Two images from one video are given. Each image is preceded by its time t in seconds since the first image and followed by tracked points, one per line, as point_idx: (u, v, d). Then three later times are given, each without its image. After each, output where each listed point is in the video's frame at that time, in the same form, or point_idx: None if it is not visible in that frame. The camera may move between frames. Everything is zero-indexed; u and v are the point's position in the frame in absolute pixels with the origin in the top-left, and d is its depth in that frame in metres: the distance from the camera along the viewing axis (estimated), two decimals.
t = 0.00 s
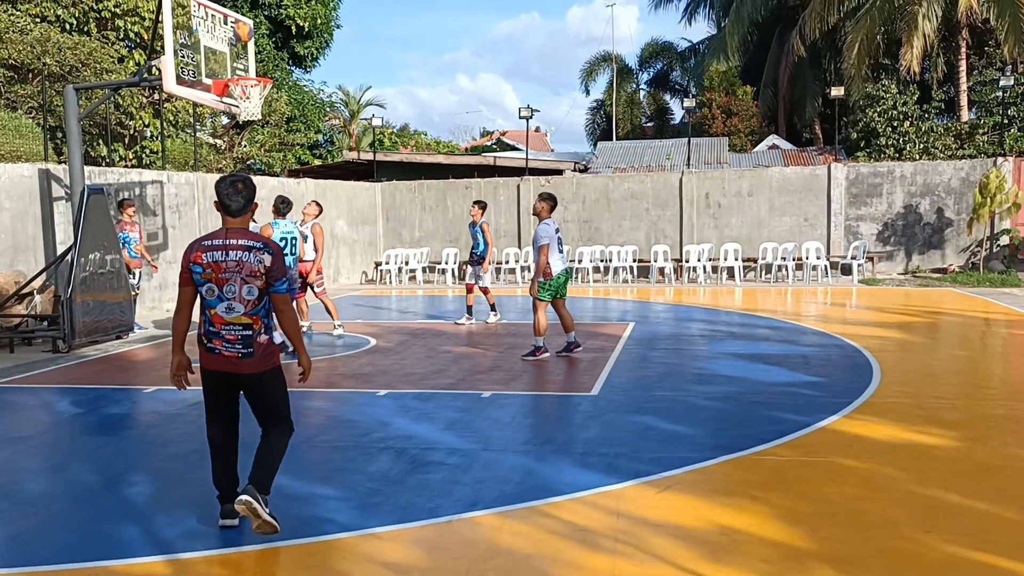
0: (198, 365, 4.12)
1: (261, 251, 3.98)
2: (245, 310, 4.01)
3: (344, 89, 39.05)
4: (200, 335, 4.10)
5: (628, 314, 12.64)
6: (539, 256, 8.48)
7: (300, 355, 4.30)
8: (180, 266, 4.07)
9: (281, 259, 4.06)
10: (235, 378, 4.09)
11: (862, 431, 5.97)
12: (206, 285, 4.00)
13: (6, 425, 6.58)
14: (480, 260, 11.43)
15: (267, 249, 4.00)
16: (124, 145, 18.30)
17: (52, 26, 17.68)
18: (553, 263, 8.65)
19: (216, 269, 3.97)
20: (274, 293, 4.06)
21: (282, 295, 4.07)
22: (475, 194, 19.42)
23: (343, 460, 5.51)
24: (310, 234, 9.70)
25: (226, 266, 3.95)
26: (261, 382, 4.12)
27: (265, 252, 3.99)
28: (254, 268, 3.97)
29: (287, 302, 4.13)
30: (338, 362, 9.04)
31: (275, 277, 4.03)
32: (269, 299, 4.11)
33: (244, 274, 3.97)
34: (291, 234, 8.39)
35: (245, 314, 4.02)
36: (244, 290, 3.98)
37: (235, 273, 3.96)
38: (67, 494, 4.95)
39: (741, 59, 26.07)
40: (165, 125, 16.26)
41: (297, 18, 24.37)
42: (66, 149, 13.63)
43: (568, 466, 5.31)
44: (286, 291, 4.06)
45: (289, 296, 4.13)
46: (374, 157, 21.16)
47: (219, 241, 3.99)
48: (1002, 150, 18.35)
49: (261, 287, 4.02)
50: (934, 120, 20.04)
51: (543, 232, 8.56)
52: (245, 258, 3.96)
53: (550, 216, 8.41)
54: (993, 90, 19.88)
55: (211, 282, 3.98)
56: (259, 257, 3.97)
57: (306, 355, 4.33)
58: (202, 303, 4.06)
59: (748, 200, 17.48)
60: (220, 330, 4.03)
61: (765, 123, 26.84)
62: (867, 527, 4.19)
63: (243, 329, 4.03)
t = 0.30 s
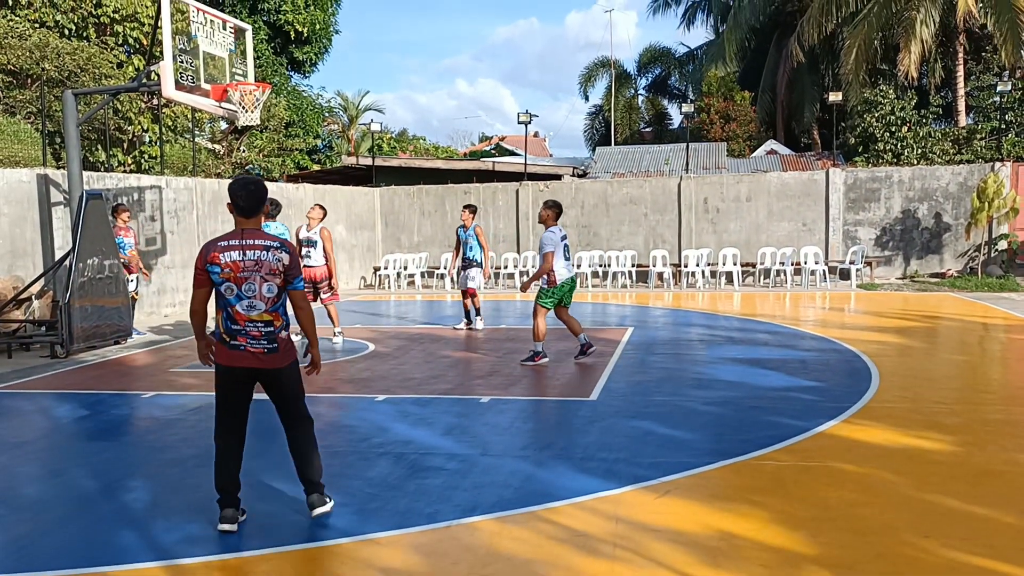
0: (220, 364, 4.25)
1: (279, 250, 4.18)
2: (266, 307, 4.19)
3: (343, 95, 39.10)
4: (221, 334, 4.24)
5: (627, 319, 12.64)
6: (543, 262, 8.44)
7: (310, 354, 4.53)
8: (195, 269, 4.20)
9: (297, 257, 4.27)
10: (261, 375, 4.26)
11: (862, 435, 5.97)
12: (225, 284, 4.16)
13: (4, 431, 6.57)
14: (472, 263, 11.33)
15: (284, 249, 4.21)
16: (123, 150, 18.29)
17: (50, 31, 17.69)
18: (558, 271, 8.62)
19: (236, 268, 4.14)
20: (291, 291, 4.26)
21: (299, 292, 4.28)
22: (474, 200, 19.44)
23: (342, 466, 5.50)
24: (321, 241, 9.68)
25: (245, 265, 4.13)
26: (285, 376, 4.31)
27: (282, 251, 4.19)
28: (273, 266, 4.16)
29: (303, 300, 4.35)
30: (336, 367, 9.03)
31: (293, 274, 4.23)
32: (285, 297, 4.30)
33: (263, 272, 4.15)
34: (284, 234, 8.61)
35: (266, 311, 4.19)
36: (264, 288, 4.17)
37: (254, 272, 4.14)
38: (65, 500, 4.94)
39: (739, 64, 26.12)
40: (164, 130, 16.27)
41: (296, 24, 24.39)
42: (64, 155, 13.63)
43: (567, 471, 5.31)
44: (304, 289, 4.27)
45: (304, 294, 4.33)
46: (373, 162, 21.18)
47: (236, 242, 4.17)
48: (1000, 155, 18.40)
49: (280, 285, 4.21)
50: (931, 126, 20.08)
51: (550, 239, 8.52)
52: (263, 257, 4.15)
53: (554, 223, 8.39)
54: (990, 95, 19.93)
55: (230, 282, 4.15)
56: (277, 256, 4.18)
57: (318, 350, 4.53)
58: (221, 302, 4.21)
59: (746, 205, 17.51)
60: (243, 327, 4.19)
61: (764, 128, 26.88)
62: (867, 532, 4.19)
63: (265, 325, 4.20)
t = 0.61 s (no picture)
0: (277, 369, 4.20)
1: (333, 256, 4.30)
2: (323, 310, 4.26)
3: (341, 99, 39.13)
4: (276, 338, 4.19)
5: (626, 323, 12.64)
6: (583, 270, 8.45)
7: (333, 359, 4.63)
8: (252, 272, 4.13)
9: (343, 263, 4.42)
10: (315, 376, 4.29)
11: (860, 440, 5.97)
12: (287, 287, 4.16)
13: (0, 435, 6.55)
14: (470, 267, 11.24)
15: (336, 254, 4.34)
16: (121, 154, 18.29)
17: (48, 35, 17.70)
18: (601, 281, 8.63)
19: (298, 272, 4.17)
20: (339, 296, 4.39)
21: (345, 298, 4.42)
22: (472, 204, 19.45)
23: (340, 471, 5.48)
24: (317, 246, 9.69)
25: (307, 269, 4.19)
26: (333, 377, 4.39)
27: (335, 256, 4.32)
28: (331, 271, 4.27)
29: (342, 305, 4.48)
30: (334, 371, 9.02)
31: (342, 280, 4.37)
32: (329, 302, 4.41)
33: (322, 276, 4.24)
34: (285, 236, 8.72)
35: (324, 314, 4.26)
36: (323, 291, 4.25)
37: (315, 276, 4.21)
38: (61, 505, 4.92)
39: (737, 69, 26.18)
40: (162, 134, 16.26)
41: (295, 29, 24.40)
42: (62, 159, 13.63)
43: (565, 475, 5.30)
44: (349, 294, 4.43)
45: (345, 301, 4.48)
46: (371, 166, 21.18)
47: (293, 246, 4.21)
48: (997, 160, 18.45)
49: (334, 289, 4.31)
50: (929, 131, 20.11)
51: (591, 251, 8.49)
52: (322, 261, 4.24)
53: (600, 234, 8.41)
54: (988, 100, 19.98)
55: (292, 285, 4.16)
56: (333, 261, 4.29)
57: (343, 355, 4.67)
58: (278, 305, 4.18)
59: (745, 210, 17.52)
60: (304, 330, 4.20)
61: (762, 133, 26.91)
62: (865, 537, 4.18)
63: (323, 329, 4.27)
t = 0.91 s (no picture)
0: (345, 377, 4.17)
1: (388, 267, 4.40)
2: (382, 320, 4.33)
3: (344, 105, 39.23)
4: (345, 346, 4.17)
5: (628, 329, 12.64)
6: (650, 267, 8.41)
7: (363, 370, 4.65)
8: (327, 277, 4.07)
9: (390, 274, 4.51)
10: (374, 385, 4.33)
11: (863, 446, 5.96)
12: (356, 296, 4.18)
13: (3, 440, 6.56)
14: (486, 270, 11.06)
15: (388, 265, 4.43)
16: (124, 160, 18.34)
17: (52, 41, 17.76)
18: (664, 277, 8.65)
19: (366, 281, 4.21)
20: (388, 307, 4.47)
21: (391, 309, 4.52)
22: (474, 210, 19.48)
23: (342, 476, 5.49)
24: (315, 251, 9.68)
25: (373, 279, 4.25)
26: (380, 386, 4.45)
27: (389, 267, 4.41)
28: (389, 281, 4.36)
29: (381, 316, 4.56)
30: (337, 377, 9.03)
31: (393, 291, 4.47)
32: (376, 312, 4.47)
33: (382, 286, 4.32)
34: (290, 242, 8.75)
35: (382, 323, 4.33)
36: (382, 301, 4.33)
37: (378, 286, 4.28)
38: (63, 511, 4.91)
39: (739, 75, 26.22)
40: (165, 140, 16.30)
41: (298, 34, 24.46)
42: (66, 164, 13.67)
43: (568, 481, 5.30)
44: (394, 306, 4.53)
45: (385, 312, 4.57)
46: (374, 172, 21.22)
47: (359, 255, 4.24)
48: (999, 166, 18.45)
49: (388, 298, 4.39)
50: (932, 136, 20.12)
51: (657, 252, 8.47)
52: (383, 272, 4.32)
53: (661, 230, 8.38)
54: (989, 107, 20.02)
55: (361, 292, 4.20)
56: (390, 272, 4.38)
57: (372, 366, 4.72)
58: (347, 313, 4.18)
59: (747, 216, 17.54)
60: (370, 339, 4.23)
61: (764, 138, 26.94)
62: (870, 543, 4.18)
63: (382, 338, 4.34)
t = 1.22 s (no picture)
0: (418, 385, 4.20)
1: (458, 273, 4.39)
2: (452, 327, 4.33)
3: (354, 114, 39.39)
4: (417, 354, 4.18)
5: (638, 339, 12.63)
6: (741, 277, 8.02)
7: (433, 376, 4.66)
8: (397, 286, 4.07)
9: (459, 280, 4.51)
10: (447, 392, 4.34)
11: (874, 457, 5.94)
12: (427, 303, 4.18)
13: (16, 447, 6.61)
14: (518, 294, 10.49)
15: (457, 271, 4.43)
16: (135, 169, 18.47)
17: (66, 51, 17.91)
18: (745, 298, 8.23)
19: (437, 288, 4.21)
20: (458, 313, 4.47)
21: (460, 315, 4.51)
22: (483, 219, 19.51)
23: (353, 485, 5.50)
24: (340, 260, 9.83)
25: (443, 285, 4.25)
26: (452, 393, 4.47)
27: (458, 273, 4.40)
28: (459, 288, 4.36)
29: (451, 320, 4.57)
30: (347, 385, 9.05)
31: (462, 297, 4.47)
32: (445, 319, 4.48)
33: (454, 293, 4.32)
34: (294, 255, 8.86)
35: (452, 330, 4.34)
36: (454, 307, 4.34)
37: (449, 293, 4.29)
38: (75, 518, 4.94)
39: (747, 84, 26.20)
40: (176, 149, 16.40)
41: (308, 44, 24.59)
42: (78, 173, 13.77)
43: (578, 491, 5.30)
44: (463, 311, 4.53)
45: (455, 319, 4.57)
46: (384, 181, 21.29)
47: (430, 261, 4.24)
48: (1010, 176, 18.37)
49: (459, 305, 4.39)
50: (942, 146, 20.06)
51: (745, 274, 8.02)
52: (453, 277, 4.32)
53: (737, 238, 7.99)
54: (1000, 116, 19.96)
55: (432, 300, 4.20)
56: (459, 278, 4.38)
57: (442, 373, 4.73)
58: (419, 321, 4.19)
59: (756, 225, 17.51)
60: (442, 346, 4.24)
61: (773, 148, 26.89)
62: (882, 555, 4.17)
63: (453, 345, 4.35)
